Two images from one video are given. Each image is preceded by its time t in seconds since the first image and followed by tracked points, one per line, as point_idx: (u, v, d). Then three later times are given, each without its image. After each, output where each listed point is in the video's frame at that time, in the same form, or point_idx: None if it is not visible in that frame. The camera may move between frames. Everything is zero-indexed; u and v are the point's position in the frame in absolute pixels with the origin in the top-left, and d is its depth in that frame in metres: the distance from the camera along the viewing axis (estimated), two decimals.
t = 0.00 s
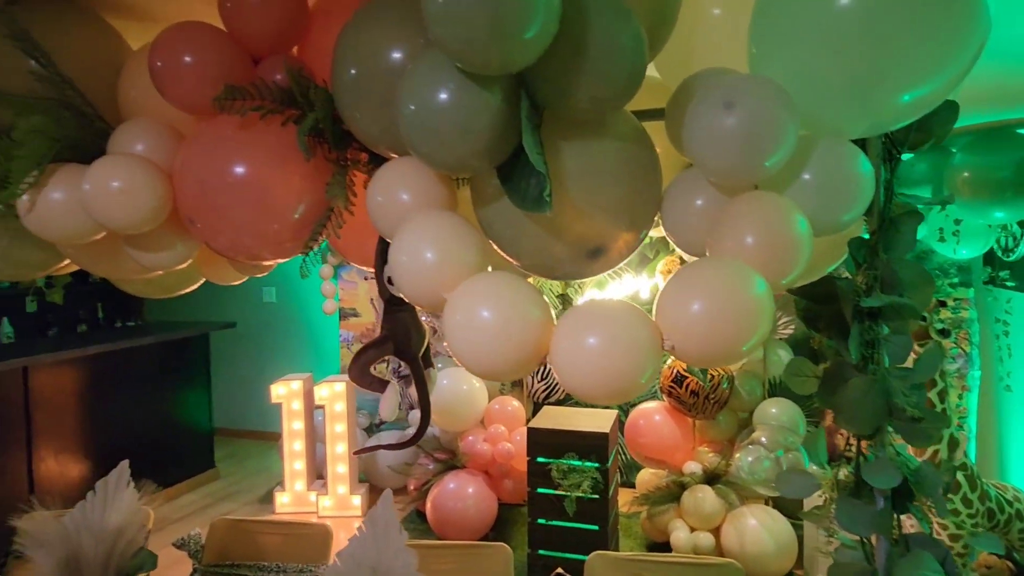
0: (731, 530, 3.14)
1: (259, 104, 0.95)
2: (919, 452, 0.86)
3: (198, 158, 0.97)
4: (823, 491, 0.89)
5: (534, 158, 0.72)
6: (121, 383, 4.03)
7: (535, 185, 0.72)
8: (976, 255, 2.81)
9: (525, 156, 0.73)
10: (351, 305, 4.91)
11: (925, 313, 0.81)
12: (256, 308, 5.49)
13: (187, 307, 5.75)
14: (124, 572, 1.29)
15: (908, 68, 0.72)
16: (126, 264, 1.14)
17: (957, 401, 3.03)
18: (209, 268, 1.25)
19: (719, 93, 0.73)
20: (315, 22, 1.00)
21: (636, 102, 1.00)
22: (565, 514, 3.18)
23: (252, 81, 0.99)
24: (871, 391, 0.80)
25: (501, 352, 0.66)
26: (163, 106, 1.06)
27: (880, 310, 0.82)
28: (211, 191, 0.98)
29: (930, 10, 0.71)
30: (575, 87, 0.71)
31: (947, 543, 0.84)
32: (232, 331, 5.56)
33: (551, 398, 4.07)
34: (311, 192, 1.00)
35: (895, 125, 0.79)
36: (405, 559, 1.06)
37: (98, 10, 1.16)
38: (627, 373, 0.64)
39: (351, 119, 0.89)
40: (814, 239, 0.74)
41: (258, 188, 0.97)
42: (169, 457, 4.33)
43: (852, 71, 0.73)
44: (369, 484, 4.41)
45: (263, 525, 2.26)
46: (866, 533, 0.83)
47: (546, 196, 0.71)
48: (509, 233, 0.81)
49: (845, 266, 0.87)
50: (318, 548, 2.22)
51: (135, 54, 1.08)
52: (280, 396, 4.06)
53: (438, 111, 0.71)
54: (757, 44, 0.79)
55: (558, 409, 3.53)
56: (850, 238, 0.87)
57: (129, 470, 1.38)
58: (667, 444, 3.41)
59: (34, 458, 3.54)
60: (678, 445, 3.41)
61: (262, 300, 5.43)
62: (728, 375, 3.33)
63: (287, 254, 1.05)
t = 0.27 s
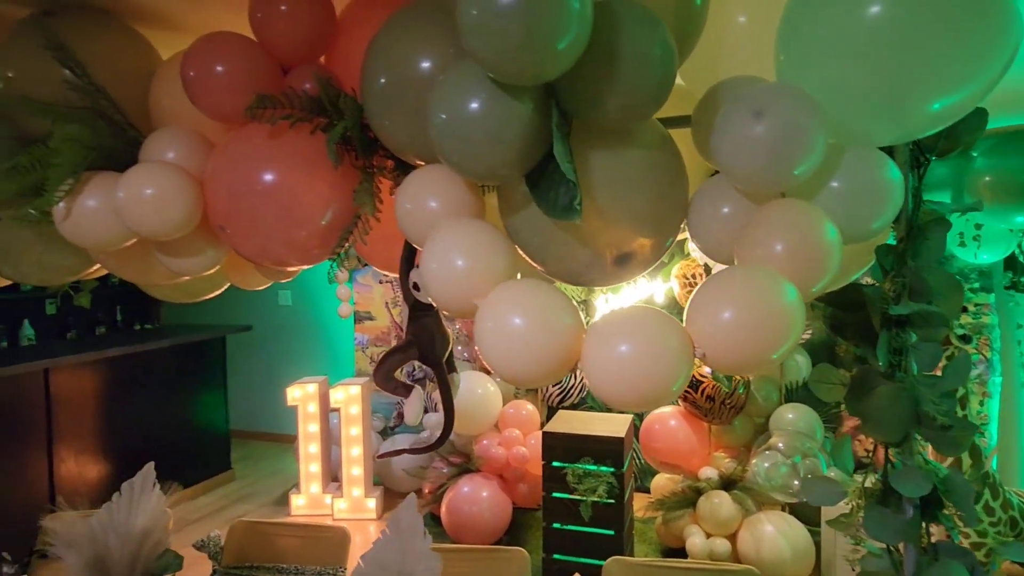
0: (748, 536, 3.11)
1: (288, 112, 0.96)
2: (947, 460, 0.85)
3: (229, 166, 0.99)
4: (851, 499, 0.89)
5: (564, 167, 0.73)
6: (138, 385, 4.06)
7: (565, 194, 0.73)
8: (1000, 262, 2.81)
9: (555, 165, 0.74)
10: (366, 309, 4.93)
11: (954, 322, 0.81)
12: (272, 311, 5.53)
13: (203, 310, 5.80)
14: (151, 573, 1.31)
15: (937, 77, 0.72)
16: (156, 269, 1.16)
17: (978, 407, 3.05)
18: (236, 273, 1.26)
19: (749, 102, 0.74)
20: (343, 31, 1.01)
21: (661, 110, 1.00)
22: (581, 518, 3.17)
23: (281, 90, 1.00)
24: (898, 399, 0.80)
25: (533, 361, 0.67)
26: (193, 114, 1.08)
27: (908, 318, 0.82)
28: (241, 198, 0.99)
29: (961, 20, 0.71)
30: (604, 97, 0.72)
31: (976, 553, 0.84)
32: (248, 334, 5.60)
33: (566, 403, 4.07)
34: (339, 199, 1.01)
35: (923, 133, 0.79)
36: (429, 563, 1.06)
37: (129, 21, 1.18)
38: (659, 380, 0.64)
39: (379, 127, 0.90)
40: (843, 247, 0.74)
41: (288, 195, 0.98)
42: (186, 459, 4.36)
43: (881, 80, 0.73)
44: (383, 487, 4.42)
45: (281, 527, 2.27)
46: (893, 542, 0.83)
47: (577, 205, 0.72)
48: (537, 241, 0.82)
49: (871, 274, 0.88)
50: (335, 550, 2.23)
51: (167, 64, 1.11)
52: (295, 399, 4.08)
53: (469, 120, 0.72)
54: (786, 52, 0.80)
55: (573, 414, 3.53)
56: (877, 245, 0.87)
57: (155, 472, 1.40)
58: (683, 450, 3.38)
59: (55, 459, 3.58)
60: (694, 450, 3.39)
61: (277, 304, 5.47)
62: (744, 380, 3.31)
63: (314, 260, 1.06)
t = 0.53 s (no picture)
0: (763, 540, 3.09)
1: (314, 117, 0.97)
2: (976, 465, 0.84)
3: (255, 170, 1.00)
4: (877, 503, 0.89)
5: (591, 171, 0.73)
6: (154, 385, 4.11)
7: (591, 198, 0.73)
8: None
9: (581, 169, 0.74)
10: (379, 310, 4.95)
11: (983, 326, 0.80)
12: (286, 312, 5.56)
13: (218, 311, 5.85)
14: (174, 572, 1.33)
15: (967, 81, 0.72)
16: (181, 272, 1.18)
17: (998, 412, 3.05)
18: (258, 275, 1.28)
19: (776, 107, 0.74)
20: (367, 36, 1.02)
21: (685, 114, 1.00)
22: (595, 521, 3.17)
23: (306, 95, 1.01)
24: (925, 403, 0.80)
25: (562, 365, 0.68)
26: (219, 119, 1.10)
27: (935, 322, 0.82)
28: (266, 201, 1.00)
29: (994, 24, 0.70)
30: (631, 102, 0.72)
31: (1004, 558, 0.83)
32: (263, 335, 5.64)
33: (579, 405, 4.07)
34: (362, 203, 1.02)
35: (951, 137, 0.78)
36: (451, 564, 1.07)
37: (155, 26, 1.20)
38: (688, 384, 0.65)
39: (405, 132, 0.91)
40: (871, 251, 0.74)
41: (312, 199, 0.99)
42: (202, 459, 4.40)
43: (909, 84, 0.73)
44: (397, 488, 4.43)
45: (298, 526, 2.29)
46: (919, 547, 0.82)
47: (604, 210, 0.72)
48: (562, 244, 0.83)
49: (896, 277, 0.87)
50: (352, 551, 2.24)
51: (193, 69, 1.12)
52: (310, 400, 4.11)
53: (497, 126, 0.73)
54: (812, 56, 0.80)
55: (587, 416, 3.53)
56: (902, 249, 0.87)
57: (177, 472, 1.41)
58: (697, 451, 3.37)
59: (74, 458, 3.62)
60: (709, 453, 3.37)
61: (291, 305, 5.50)
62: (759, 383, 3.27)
63: (337, 264, 1.07)
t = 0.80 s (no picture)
0: (778, 542, 3.08)
1: (339, 119, 0.98)
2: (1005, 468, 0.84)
3: (280, 172, 1.01)
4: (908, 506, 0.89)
5: (618, 173, 0.73)
6: (171, 383, 4.15)
7: (618, 199, 0.73)
8: None
9: (608, 170, 0.74)
10: (393, 310, 4.97)
11: (1013, 327, 0.79)
12: (300, 312, 5.59)
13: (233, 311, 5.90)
14: (198, 569, 1.34)
15: (999, 81, 0.71)
16: (206, 272, 1.19)
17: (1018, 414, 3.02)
18: (281, 276, 1.29)
19: (805, 107, 0.74)
20: (390, 38, 1.02)
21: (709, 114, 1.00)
22: (609, 521, 3.16)
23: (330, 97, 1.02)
24: (953, 405, 0.80)
25: (591, 367, 0.68)
26: (244, 120, 1.11)
27: (964, 323, 0.81)
28: (291, 203, 1.01)
29: None
30: (658, 103, 0.72)
31: None
32: (277, 335, 5.68)
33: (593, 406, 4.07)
34: (386, 204, 1.03)
35: (981, 137, 0.78)
36: (473, 562, 1.08)
37: (179, 29, 1.21)
38: (719, 385, 0.65)
39: (430, 133, 0.91)
40: (900, 252, 0.74)
41: (336, 200, 1.00)
42: (216, 458, 4.44)
43: (939, 85, 0.73)
44: (410, 487, 4.45)
45: (314, 525, 2.31)
46: (946, 550, 0.82)
47: (632, 211, 0.72)
48: (588, 245, 0.83)
49: (924, 279, 0.87)
50: (368, 549, 2.26)
51: (218, 72, 1.13)
52: (325, 400, 4.13)
53: (525, 128, 0.73)
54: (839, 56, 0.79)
55: (600, 416, 3.52)
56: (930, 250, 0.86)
57: (199, 470, 1.42)
58: (713, 452, 3.34)
59: (93, 456, 3.66)
60: (724, 454, 3.35)
61: (305, 305, 5.53)
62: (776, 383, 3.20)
63: (360, 264, 1.07)
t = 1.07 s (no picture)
0: (795, 543, 3.05)
1: (365, 119, 0.98)
2: None
3: (307, 173, 1.02)
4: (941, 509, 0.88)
5: (650, 173, 0.73)
6: (187, 382, 4.18)
7: (651, 200, 0.73)
8: None
9: (639, 170, 0.74)
10: (406, 310, 4.98)
11: None
12: (313, 311, 5.62)
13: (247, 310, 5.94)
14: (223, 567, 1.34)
15: None
16: (231, 272, 1.20)
17: None
18: (304, 275, 1.30)
19: (840, 106, 0.73)
20: (416, 39, 1.03)
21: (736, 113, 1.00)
22: (624, 521, 3.15)
23: (356, 97, 1.03)
24: (989, 407, 0.79)
25: (623, 369, 0.68)
26: (269, 121, 1.11)
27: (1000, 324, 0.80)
28: (317, 203, 1.02)
29: None
30: (691, 103, 0.72)
31: None
32: (291, 334, 5.71)
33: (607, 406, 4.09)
34: (411, 205, 1.03)
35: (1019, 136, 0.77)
36: (497, 562, 1.07)
37: (204, 31, 1.22)
38: (756, 386, 0.63)
39: (457, 133, 0.91)
40: (937, 252, 0.73)
41: (362, 201, 1.00)
42: (231, 456, 4.47)
43: (977, 82, 0.72)
44: (424, 487, 4.46)
45: (331, 523, 2.31)
46: (981, 553, 0.81)
47: (666, 212, 0.72)
48: (618, 245, 0.83)
49: (957, 279, 0.86)
50: (385, 548, 2.26)
51: (243, 73, 1.14)
52: (339, 399, 4.14)
53: (556, 128, 0.73)
54: (873, 54, 0.79)
55: (615, 416, 3.51)
56: (963, 250, 0.85)
57: (222, 468, 1.43)
58: (728, 452, 3.29)
59: (110, 454, 3.70)
60: (740, 454, 3.30)
61: (319, 304, 5.56)
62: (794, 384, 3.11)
63: (384, 265, 1.08)
